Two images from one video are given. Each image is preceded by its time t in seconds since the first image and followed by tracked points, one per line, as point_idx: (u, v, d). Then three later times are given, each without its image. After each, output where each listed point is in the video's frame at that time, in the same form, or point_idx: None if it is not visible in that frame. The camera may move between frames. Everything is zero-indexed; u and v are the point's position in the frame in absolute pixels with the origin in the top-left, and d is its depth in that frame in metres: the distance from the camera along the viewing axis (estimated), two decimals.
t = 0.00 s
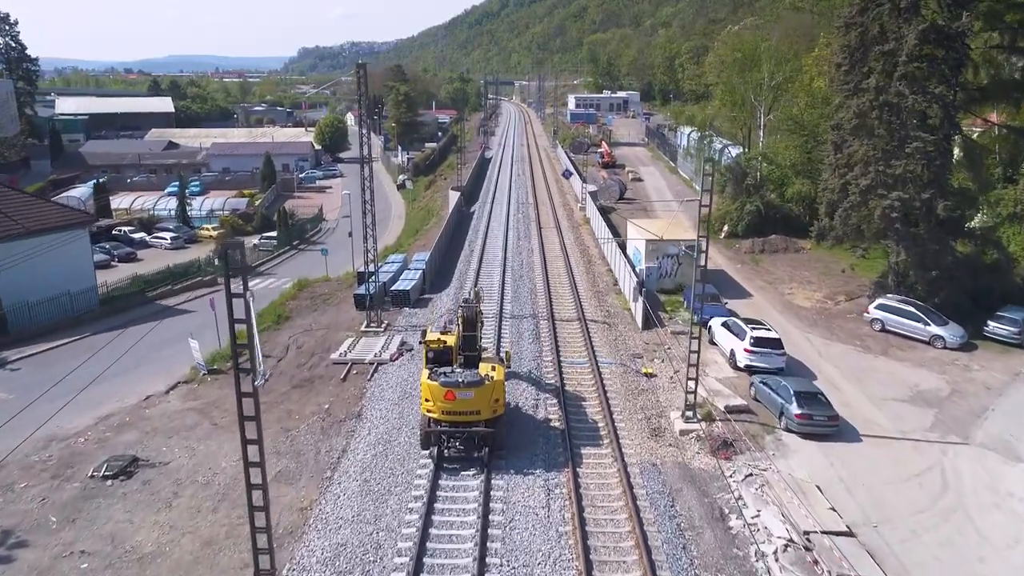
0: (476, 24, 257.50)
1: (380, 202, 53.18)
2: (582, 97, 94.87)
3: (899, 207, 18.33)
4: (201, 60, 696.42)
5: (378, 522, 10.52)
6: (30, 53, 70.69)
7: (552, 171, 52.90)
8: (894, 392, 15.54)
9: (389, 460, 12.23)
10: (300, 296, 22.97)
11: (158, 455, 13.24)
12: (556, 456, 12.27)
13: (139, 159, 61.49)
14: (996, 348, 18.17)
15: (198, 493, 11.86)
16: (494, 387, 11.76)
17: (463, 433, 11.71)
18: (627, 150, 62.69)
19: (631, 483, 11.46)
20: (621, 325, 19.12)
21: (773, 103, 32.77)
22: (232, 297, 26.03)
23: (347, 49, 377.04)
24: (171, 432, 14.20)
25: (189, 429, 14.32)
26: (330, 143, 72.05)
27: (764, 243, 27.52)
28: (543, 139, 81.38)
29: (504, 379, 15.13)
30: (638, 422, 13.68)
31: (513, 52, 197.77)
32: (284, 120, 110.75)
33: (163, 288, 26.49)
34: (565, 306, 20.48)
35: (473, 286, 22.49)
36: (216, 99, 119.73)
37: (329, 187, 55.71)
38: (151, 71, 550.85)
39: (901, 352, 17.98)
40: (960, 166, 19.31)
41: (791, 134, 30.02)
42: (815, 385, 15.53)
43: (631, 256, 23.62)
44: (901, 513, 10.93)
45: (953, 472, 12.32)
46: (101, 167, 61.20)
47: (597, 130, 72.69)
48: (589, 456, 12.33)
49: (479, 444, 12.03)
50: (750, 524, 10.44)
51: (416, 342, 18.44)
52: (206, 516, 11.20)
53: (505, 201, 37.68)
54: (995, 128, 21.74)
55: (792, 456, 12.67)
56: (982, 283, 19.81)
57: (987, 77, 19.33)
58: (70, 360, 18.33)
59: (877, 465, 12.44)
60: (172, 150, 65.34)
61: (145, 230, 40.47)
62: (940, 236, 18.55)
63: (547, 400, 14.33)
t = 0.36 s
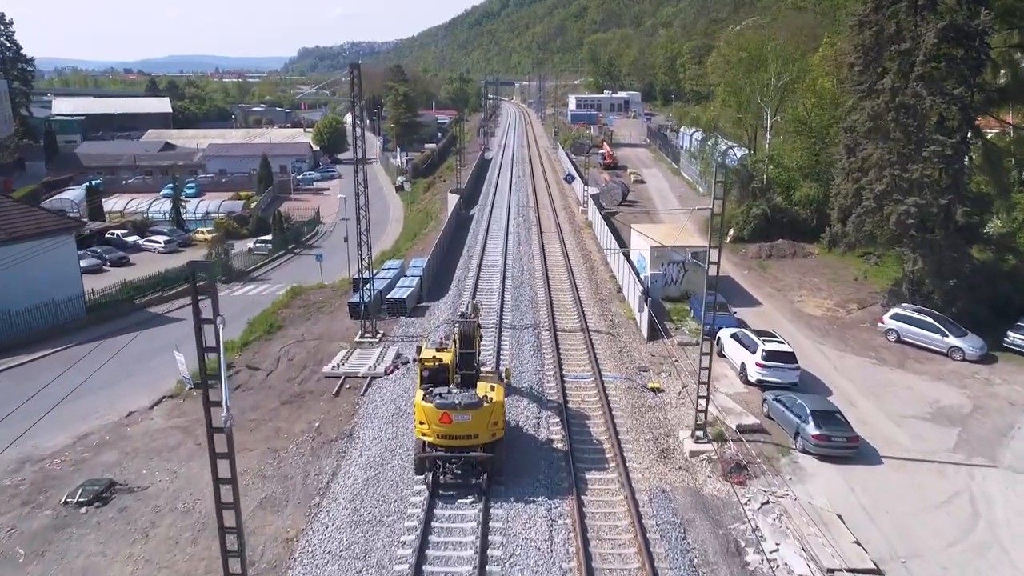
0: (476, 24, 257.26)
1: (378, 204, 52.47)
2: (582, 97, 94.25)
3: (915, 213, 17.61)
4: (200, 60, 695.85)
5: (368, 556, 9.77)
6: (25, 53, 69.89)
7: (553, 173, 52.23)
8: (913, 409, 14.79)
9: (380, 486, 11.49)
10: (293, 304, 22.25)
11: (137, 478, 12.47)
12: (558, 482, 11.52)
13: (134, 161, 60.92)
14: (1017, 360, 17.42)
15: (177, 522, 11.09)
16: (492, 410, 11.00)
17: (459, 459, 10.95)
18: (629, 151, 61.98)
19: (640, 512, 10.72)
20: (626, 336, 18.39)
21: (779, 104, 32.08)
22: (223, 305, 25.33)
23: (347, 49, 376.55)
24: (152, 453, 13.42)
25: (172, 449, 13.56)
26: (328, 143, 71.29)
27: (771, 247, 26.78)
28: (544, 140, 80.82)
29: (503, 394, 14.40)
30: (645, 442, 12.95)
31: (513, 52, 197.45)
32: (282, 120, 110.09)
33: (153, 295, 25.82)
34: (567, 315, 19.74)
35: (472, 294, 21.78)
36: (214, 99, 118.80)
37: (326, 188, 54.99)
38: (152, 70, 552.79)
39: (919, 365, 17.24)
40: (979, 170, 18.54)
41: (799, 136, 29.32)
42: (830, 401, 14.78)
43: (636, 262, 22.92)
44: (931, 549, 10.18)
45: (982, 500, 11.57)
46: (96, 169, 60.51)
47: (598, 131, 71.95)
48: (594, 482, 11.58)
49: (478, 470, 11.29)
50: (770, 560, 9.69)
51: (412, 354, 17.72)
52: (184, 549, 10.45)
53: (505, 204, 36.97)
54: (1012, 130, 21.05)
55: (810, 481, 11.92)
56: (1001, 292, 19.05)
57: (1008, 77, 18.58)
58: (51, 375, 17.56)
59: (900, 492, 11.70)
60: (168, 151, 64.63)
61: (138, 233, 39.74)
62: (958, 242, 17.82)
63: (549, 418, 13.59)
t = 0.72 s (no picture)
0: (476, 24, 256.79)
1: (376, 206, 51.81)
2: (584, 97, 93.65)
3: (933, 219, 16.81)
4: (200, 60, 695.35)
5: None
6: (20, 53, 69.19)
7: (554, 174, 51.58)
8: (935, 428, 14.04)
9: (371, 516, 10.74)
10: (286, 312, 21.52)
11: (113, 505, 11.72)
12: (562, 512, 10.76)
13: (130, 161, 60.35)
14: None
15: (154, 554, 10.34)
16: (490, 435, 10.27)
17: (454, 487, 10.24)
18: (630, 151, 61.33)
19: (649, 545, 9.98)
20: (631, 348, 17.65)
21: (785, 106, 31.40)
22: (215, 313, 24.62)
23: (346, 49, 376.15)
24: (131, 475, 12.68)
25: (152, 471, 12.81)
26: (327, 144, 70.56)
27: (779, 253, 26.06)
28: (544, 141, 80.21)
29: (503, 412, 13.65)
30: (654, 465, 12.21)
31: (513, 52, 196.98)
32: (281, 120, 109.41)
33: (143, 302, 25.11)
34: (569, 325, 19.00)
35: (472, 302, 21.04)
36: (212, 99, 118.13)
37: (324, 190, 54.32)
38: (152, 70, 552.23)
39: (938, 378, 16.49)
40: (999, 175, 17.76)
41: (806, 138, 28.65)
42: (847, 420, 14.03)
43: (640, 268, 22.19)
44: None
45: (1014, 530, 10.83)
46: (91, 170, 59.99)
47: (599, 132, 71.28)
48: (599, 511, 10.83)
49: (475, 500, 10.56)
50: None
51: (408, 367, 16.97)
52: None
53: (505, 207, 36.26)
54: None
55: (831, 509, 11.19)
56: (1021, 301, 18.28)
57: None
58: (30, 390, 16.83)
59: (926, 521, 10.95)
60: (165, 152, 63.95)
61: (132, 237, 39.04)
62: (977, 249, 16.98)
63: (551, 438, 12.85)
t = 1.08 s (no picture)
0: (476, 24, 256.38)
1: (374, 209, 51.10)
2: (584, 98, 93.04)
3: (953, 225, 15.99)
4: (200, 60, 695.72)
5: None
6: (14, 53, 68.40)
7: (555, 176, 50.93)
8: (960, 448, 13.29)
9: (360, 551, 9.98)
10: (277, 321, 20.76)
11: (84, 536, 10.96)
12: (565, 546, 9.99)
13: (124, 163, 60.04)
14: None
15: None
16: (489, 463, 9.51)
17: (449, 521, 9.48)
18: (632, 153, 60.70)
19: None
20: (636, 361, 16.89)
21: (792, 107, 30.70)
22: (205, 322, 23.85)
23: (346, 49, 375.94)
24: (106, 501, 11.90)
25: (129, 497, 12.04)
26: (324, 145, 69.75)
27: (787, 258, 25.31)
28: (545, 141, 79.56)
29: (502, 432, 12.90)
30: (663, 491, 11.45)
31: (513, 52, 196.54)
32: (279, 120, 108.66)
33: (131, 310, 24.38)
34: (571, 336, 18.24)
35: (470, 311, 20.28)
36: (210, 99, 117.43)
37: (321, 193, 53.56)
38: (152, 70, 552.49)
39: (959, 393, 15.74)
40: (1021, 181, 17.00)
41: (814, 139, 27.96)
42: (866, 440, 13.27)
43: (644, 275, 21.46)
44: None
45: None
46: (84, 171, 59.74)
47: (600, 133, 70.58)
48: (606, 545, 10.06)
49: (471, 534, 9.81)
50: None
51: (403, 381, 16.20)
52: None
53: (505, 210, 35.52)
54: None
55: (854, 541, 10.44)
56: None
57: None
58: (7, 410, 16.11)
59: (957, 556, 10.20)
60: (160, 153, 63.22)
61: (124, 240, 38.32)
62: (998, 257, 16.17)
63: (553, 462, 12.10)
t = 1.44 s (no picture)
0: (476, 24, 256.43)
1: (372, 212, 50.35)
2: (585, 98, 92.43)
3: (975, 233, 15.23)
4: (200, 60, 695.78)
5: None
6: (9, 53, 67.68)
7: (556, 178, 50.28)
8: (988, 471, 12.52)
9: None
10: (267, 330, 20.01)
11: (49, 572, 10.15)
12: None
13: (119, 164, 59.69)
14: None
15: None
16: (486, 499, 8.72)
17: (441, 562, 8.71)
18: (633, 153, 60.15)
19: None
20: (641, 375, 16.13)
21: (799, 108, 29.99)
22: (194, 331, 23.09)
23: (346, 49, 375.74)
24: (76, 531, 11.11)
25: (101, 527, 11.24)
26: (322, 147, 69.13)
27: (795, 263, 24.59)
28: (545, 142, 79.03)
29: (500, 455, 12.13)
30: (673, 521, 10.68)
31: (513, 52, 196.44)
32: (278, 120, 108.11)
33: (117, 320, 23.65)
34: (574, 348, 17.51)
35: (468, 322, 19.51)
36: (209, 100, 117.00)
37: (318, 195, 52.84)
38: (152, 70, 552.81)
39: (981, 410, 14.99)
40: None
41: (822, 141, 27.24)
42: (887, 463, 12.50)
43: (649, 282, 20.73)
44: None
45: None
46: (78, 173, 59.62)
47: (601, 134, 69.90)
48: None
49: None
50: None
51: (397, 396, 15.43)
52: None
53: (504, 213, 34.83)
54: None
55: None
56: None
57: None
58: None
59: None
60: (156, 155, 62.60)
61: (116, 243, 37.60)
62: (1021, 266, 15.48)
63: (555, 488, 11.34)
